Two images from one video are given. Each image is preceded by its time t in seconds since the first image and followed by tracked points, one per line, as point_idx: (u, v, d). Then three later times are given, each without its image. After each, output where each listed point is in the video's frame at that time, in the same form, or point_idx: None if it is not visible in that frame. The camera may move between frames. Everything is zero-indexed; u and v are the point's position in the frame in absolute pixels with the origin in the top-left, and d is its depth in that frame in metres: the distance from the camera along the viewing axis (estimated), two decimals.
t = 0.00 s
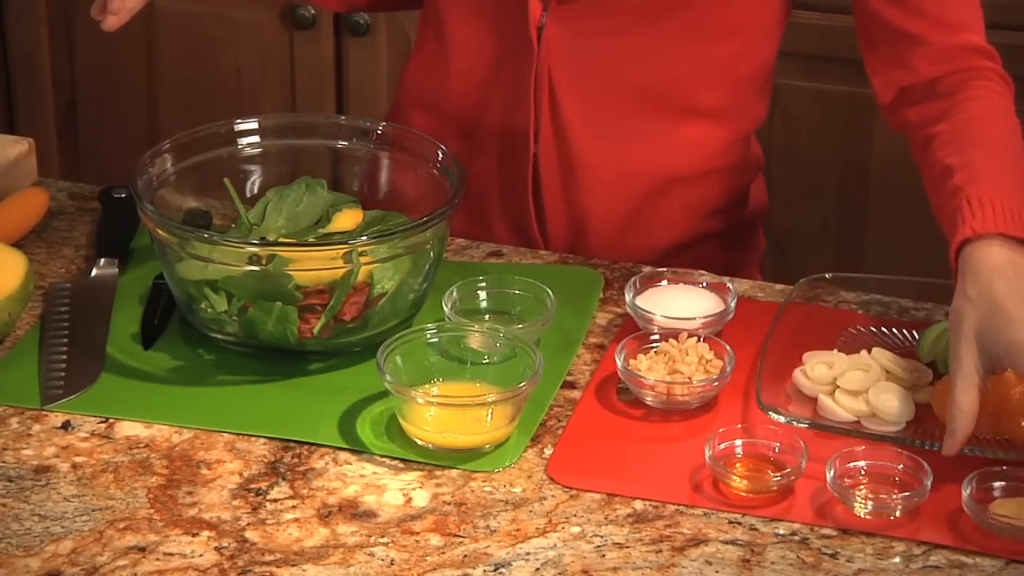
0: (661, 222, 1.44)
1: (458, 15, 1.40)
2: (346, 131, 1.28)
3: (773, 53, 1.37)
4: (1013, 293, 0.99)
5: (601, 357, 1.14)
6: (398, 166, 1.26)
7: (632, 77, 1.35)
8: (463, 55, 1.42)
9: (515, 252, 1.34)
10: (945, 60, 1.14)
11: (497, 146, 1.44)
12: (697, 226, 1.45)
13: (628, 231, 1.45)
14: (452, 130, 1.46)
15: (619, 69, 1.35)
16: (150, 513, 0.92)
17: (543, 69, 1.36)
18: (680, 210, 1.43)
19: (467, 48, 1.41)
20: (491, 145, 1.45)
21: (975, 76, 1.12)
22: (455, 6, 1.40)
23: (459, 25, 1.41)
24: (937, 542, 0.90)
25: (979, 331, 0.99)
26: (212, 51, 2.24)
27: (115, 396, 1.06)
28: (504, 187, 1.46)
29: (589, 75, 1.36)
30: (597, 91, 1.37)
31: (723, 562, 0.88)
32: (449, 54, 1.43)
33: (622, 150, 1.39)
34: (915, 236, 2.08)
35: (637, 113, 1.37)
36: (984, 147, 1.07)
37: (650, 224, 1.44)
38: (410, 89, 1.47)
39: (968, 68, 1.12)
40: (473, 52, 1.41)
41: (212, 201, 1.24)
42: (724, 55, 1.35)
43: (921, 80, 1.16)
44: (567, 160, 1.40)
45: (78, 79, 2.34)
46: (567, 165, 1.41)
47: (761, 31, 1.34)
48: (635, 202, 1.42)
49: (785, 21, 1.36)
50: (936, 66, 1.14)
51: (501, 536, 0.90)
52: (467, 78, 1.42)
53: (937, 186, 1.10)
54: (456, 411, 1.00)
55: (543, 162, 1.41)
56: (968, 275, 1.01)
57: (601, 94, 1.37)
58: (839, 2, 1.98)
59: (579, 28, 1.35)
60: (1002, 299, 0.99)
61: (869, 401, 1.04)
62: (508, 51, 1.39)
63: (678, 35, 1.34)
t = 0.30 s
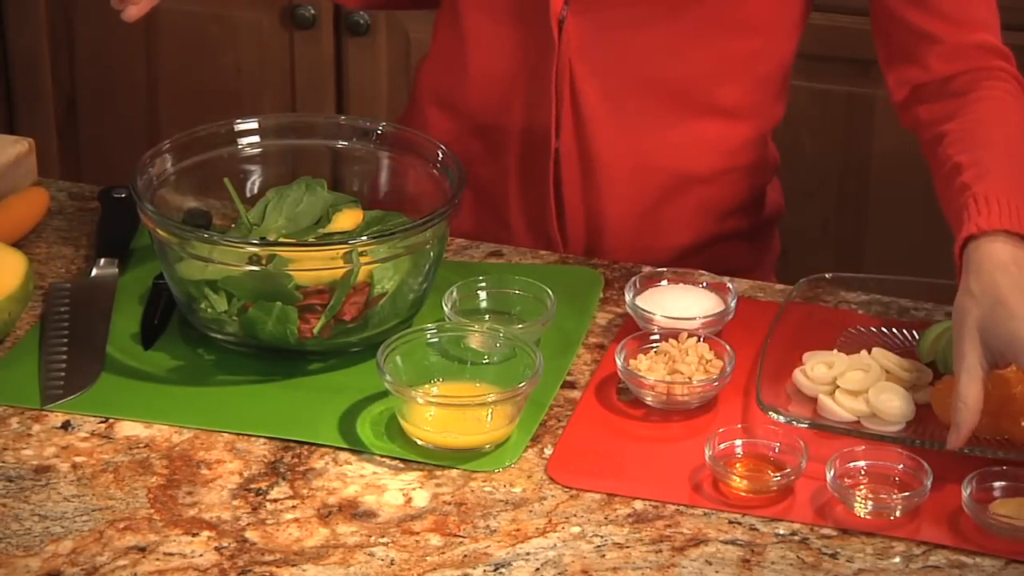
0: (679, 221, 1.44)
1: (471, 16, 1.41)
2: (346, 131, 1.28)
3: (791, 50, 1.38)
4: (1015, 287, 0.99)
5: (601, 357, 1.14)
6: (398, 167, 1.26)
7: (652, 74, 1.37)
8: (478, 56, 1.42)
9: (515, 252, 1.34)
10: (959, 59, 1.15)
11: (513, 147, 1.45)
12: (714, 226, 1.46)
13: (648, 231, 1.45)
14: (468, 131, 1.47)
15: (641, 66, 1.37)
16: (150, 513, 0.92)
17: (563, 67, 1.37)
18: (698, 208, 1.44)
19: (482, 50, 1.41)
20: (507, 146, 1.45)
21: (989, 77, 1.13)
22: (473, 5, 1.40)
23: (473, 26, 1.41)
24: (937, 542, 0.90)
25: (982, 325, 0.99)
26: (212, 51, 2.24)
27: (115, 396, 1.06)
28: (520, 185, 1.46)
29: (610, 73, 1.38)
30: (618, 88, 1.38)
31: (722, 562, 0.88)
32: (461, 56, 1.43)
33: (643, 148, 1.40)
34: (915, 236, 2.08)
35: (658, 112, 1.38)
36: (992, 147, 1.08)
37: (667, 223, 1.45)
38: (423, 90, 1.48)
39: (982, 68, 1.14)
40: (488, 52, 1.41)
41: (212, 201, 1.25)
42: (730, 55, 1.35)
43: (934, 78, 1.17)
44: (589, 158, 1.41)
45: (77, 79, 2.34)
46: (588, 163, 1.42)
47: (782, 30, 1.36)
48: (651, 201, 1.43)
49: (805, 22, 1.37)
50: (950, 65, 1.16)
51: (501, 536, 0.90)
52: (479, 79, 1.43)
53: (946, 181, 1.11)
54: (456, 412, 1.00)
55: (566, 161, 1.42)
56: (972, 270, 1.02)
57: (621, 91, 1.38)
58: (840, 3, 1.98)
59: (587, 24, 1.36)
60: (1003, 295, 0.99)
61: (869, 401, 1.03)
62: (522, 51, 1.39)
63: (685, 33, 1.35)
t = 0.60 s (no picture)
0: (679, 220, 1.44)
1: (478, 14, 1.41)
2: (346, 131, 1.28)
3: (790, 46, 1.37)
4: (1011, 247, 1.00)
5: (601, 357, 1.14)
6: (398, 166, 1.26)
7: (654, 73, 1.37)
8: (483, 54, 1.42)
9: (516, 252, 1.34)
10: (960, 48, 1.15)
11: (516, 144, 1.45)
12: (716, 226, 1.46)
13: (649, 231, 1.45)
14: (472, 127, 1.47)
15: (643, 64, 1.37)
16: (150, 513, 0.92)
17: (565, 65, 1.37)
18: (699, 208, 1.44)
19: (488, 48, 1.42)
20: (510, 144, 1.45)
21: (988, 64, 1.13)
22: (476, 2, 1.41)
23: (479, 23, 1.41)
24: (937, 542, 0.90)
25: (985, 288, 1.00)
26: (212, 51, 2.24)
27: (115, 396, 1.06)
28: (524, 181, 1.47)
29: (612, 72, 1.38)
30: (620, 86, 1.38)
31: (722, 562, 0.88)
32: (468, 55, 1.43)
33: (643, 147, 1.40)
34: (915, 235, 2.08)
35: (659, 111, 1.38)
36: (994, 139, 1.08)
37: (668, 223, 1.45)
38: (429, 86, 1.48)
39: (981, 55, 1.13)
40: (493, 49, 1.42)
41: (212, 201, 1.25)
42: (731, 52, 1.35)
43: (935, 69, 1.17)
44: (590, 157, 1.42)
45: (77, 79, 2.34)
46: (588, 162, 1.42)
47: (784, 29, 1.35)
48: (651, 199, 1.42)
49: (805, 15, 1.37)
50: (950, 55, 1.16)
51: (501, 536, 0.90)
52: (484, 76, 1.43)
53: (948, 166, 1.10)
54: (456, 411, 1.00)
55: (566, 161, 1.42)
56: (972, 236, 1.03)
57: (623, 90, 1.38)
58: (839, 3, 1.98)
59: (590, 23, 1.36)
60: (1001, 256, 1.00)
61: (869, 401, 1.03)
62: (528, 49, 1.40)
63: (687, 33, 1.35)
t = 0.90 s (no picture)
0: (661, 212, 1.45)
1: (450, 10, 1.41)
2: (346, 131, 1.28)
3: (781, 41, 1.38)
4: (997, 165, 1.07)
5: (602, 358, 1.14)
6: (398, 166, 1.27)
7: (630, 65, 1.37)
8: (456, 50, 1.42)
9: (515, 252, 1.34)
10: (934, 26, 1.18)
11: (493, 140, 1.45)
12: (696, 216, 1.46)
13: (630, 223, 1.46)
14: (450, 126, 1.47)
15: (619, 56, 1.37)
16: (150, 513, 0.92)
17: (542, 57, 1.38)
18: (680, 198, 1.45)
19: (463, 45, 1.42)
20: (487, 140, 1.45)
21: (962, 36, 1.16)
22: None
23: (452, 20, 1.41)
24: (938, 542, 0.90)
25: (968, 198, 1.08)
26: (212, 51, 2.24)
27: (115, 396, 1.06)
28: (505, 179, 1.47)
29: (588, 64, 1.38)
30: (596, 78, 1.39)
31: (723, 562, 0.88)
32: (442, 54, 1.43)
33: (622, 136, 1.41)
34: (915, 235, 2.08)
35: (636, 101, 1.39)
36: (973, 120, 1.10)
37: (650, 214, 1.45)
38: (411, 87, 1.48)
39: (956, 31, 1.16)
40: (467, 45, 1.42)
41: (212, 201, 1.24)
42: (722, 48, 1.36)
43: (911, 44, 1.19)
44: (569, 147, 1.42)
45: (77, 79, 2.34)
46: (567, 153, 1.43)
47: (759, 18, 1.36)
48: (629, 189, 1.44)
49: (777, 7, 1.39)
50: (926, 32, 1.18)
51: (501, 536, 0.90)
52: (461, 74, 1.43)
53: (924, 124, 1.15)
54: (456, 411, 1.00)
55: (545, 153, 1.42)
56: (955, 154, 1.10)
57: (601, 82, 1.39)
58: (839, 3, 1.97)
59: (590, 23, 1.36)
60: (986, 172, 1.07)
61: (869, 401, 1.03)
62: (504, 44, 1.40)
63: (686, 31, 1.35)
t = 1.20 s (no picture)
0: (633, 208, 1.45)
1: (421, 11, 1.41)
2: (346, 131, 1.28)
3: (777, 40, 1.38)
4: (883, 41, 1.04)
5: (602, 358, 1.14)
6: (397, 166, 1.27)
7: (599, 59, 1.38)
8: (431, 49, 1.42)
9: (515, 251, 1.34)
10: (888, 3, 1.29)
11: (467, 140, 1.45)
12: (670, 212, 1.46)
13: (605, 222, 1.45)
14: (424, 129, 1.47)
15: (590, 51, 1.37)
16: (150, 513, 0.92)
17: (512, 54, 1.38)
18: (652, 193, 1.44)
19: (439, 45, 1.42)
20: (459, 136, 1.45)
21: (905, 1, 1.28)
22: None
23: (424, 21, 1.42)
24: (938, 542, 0.90)
25: (792, 55, 1.06)
26: (212, 51, 2.24)
27: (115, 396, 1.06)
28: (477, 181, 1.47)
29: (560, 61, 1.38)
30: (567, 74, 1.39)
31: (723, 563, 0.88)
32: (422, 56, 1.43)
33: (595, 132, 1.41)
34: (914, 235, 2.07)
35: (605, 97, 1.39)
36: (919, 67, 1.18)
37: (624, 209, 1.45)
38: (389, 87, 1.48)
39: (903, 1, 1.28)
40: (438, 46, 1.42)
41: (212, 201, 1.24)
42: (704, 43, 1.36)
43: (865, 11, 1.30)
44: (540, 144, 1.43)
45: (77, 80, 2.34)
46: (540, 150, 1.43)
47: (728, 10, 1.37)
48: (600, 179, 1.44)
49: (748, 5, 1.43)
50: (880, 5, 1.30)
51: (501, 536, 0.90)
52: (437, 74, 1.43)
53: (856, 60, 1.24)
54: (456, 411, 1.00)
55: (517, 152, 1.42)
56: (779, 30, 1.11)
57: (570, 72, 1.39)
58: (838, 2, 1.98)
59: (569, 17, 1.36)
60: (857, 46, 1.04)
61: (869, 401, 1.03)
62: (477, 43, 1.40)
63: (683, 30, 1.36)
